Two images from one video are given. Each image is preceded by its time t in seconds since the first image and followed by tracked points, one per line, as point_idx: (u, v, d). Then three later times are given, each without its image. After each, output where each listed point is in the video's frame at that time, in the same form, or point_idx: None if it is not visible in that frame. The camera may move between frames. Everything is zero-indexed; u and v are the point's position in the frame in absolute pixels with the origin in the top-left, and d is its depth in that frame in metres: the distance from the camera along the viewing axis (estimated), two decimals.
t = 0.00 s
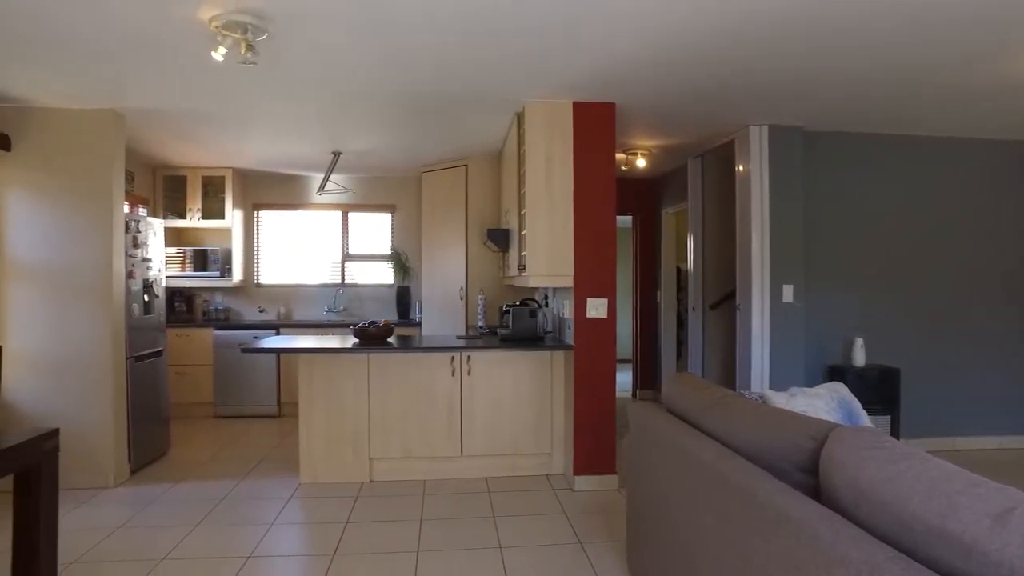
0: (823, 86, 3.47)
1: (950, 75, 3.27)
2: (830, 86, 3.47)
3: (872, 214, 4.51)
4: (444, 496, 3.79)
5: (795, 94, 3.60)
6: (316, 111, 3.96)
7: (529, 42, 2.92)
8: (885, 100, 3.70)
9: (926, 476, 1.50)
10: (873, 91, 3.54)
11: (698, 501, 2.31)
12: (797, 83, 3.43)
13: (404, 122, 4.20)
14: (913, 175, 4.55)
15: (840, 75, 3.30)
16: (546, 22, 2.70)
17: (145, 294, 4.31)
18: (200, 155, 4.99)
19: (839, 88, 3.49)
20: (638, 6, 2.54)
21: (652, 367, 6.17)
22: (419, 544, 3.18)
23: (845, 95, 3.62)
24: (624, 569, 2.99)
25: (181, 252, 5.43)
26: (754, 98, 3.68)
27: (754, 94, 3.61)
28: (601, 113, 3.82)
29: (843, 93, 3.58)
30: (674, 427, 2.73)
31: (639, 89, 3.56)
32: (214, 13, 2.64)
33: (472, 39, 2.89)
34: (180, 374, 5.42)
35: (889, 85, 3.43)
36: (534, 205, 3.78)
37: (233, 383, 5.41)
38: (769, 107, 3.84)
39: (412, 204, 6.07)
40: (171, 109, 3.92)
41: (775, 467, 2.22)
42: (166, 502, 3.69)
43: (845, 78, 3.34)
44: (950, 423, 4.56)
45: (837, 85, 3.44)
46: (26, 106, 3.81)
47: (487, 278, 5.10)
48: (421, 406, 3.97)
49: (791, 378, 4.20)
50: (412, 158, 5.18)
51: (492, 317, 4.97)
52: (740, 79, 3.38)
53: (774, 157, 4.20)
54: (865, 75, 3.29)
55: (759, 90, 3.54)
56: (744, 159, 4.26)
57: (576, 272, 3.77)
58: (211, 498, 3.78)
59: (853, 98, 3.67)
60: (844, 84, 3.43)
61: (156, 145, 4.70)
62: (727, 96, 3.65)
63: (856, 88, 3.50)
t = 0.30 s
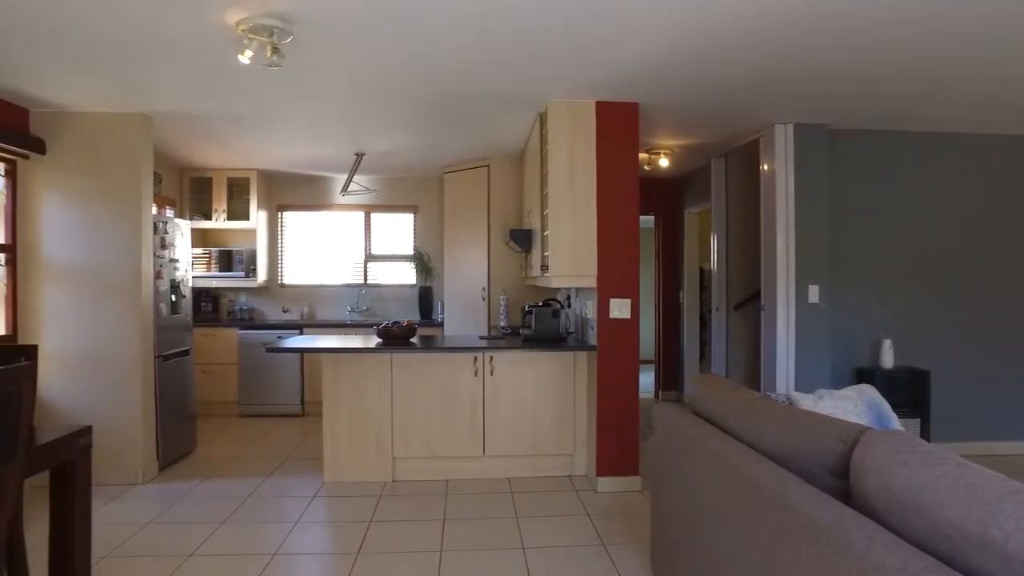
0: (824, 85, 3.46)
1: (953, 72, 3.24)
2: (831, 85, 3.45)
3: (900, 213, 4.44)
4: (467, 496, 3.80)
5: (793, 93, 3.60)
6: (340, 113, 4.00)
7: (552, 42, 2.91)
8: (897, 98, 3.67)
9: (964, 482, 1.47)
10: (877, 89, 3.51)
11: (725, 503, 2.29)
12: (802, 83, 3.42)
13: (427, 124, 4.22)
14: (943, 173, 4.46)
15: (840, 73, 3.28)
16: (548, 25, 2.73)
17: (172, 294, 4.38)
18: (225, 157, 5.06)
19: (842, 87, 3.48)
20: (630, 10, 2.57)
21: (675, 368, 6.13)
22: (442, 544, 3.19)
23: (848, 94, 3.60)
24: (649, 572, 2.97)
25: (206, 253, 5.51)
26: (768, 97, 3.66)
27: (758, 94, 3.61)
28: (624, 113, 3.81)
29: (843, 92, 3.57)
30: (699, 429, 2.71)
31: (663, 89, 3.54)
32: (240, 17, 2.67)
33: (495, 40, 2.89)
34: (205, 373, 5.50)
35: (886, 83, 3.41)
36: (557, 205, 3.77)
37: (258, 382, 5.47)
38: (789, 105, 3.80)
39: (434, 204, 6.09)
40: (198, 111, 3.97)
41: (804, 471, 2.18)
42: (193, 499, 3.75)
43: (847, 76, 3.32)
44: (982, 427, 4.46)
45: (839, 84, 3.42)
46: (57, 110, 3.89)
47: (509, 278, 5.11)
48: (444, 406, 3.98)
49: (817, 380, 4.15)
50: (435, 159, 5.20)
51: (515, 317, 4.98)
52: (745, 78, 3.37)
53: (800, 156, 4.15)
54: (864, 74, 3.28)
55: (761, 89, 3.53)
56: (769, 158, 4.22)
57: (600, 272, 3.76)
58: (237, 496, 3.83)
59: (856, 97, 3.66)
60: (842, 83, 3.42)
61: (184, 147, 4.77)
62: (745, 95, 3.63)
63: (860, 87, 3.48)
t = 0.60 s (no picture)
0: (832, 85, 3.44)
1: (965, 70, 3.20)
2: (839, 85, 3.43)
3: (930, 212, 4.36)
4: (490, 495, 3.81)
5: (802, 93, 3.58)
6: (364, 114, 4.02)
7: (576, 42, 2.91)
8: (927, 95, 3.60)
9: (1004, 488, 1.44)
10: (907, 86, 3.45)
11: (752, 506, 2.26)
12: (814, 83, 3.41)
13: (451, 124, 4.23)
14: (976, 171, 4.37)
15: (848, 73, 3.26)
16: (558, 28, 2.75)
17: (199, 294, 4.44)
18: (252, 158, 5.13)
19: (852, 87, 3.46)
20: (635, 12, 2.58)
21: (699, 368, 6.09)
22: (466, 544, 3.19)
23: (860, 94, 3.58)
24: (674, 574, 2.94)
25: (232, 253, 5.59)
26: (786, 96, 3.63)
27: (776, 93, 3.59)
28: (648, 113, 3.78)
29: (850, 92, 3.55)
30: (725, 430, 2.68)
31: (688, 88, 3.52)
32: (267, 20, 2.70)
33: (518, 40, 2.89)
34: (231, 371, 5.57)
35: (892, 82, 3.39)
36: (581, 204, 3.75)
37: (283, 382, 5.53)
38: (816, 103, 3.76)
39: (457, 205, 6.11)
40: (224, 114, 4.03)
41: (834, 474, 2.13)
42: (220, 496, 3.79)
43: (854, 76, 3.30)
44: (1017, 431, 4.36)
45: (849, 83, 3.40)
46: (88, 114, 3.97)
47: (532, 278, 5.10)
48: (468, 406, 3.99)
49: (845, 382, 4.08)
50: (458, 159, 5.22)
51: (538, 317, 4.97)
52: (757, 78, 3.36)
53: (827, 154, 4.09)
54: (879, 72, 3.24)
55: (782, 88, 3.50)
56: (796, 156, 4.17)
57: (624, 272, 3.74)
58: (263, 493, 3.87)
59: (866, 97, 3.63)
60: (847, 83, 3.40)
61: (211, 150, 4.84)
62: (771, 93, 3.59)
63: (871, 86, 3.46)
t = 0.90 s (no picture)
0: (838, 86, 3.45)
1: (975, 69, 3.18)
2: (845, 86, 3.45)
3: (966, 211, 4.26)
4: (516, 496, 3.81)
5: (811, 94, 3.60)
6: (391, 115, 4.05)
7: (603, 42, 2.89)
8: (963, 91, 3.52)
9: None
10: (942, 82, 3.38)
11: (781, 509, 2.23)
12: (824, 85, 3.43)
13: (477, 124, 4.24)
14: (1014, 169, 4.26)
15: (867, 71, 3.23)
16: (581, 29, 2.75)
17: (229, 294, 4.51)
18: (280, 160, 5.19)
19: (861, 88, 3.47)
20: (647, 16, 2.61)
21: (725, 369, 6.03)
22: (492, 544, 3.20)
23: (871, 94, 3.58)
24: None
25: (260, 254, 5.67)
26: (804, 96, 3.62)
27: (806, 90, 3.53)
28: (676, 112, 3.75)
29: (855, 93, 3.57)
30: (753, 431, 2.65)
31: (716, 86, 3.48)
32: (295, 23, 2.73)
33: (544, 40, 2.88)
34: (259, 370, 5.64)
35: (897, 83, 3.40)
36: (608, 204, 3.74)
37: (310, 380, 5.59)
38: (846, 101, 3.70)
39: (482, 205, 6.12)
40: (255, 117, 4.09)
41: (869, 478, 2.08)
42: (249, 493, 3.85)
43: (860, 76, 3.30)
44: None
45: (875, 81, 3.36)
46: (121, 117, 4.06)
47: (557, 279, 5.10)
48: (494, 406, 3.99)
49: (877, 384, 4.01)
50: (484, 160, 5.23)
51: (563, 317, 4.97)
52: (782, 77, 3.33)
53: (858, 152, 4.02)
54: (914, 69, 3.18)
55: (812, 85, 3.45)
56: (825, 154, 4.11)
57: (651, 273, 3.72)
58: (291, 491, 3.91)
59: (876, 98, 3.63)
60: (849, 84, 3.42)
61: (241, 152, 4.92)
62: (801, 91, 3.54)
63: (883, 87, 3.46)
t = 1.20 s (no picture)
0: (839, 86, 3.44)
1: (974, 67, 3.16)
2: (845, 86, 3.44)
3: (1001, 209, 4.16)
4: (540, 496, 3.81)
5: (831, 93, 3.56)
6: (416, 116, 4.08)
7: (628, 42, 2.88)
8: (997, 87, 3.44)
9: None
10: (975, 78, 3.31)
11: (811, 511, 2.20)
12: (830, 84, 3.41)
13: (501, 124, 4.25)
14: None
15: (897, 68, 3.18)
16: (607, 28, 2.74)
17: (256, 293, 4.58)
18: (307, 161, 5.26)
19: (864, 88, 3.46)
20: (663, 16, 2.60)
21: (751, 370, 5.98)
22: (517, 544, 3.20)
23: (873, 94, 3.58)
24: None
25: (286, 254, 5.74)
26: (832, 94, 3.57)
27: (835, 88, 3.49)
28: (702, 111, 3.72)
29: (854, 93, 3.57)
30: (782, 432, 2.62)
31: (743, 85, 3.45)
32: (323, 25, 2.76)
33: (569, 41, 2.88)
34: (286, 369, 5.72)
35: (895, 83, 3.39)
36: (633, 205, 3.73)
37: (335, 379, 5.65)
38: (876, 99, 3.64)
39: (506, 205, 6.14)
40: (282, 119, 4.14)
41: (903, 481, 2.04)
42: (277, 491, 3.90)
43: (859, 76, 3.30)
44: None
45: (907, 78, 3.30)
46: (154, 121, 4.14)
47: (581, 278, 5.09)
48: (518, 406, 4.00)
49: (908, 386, 3.94)
50: (509, 160, 5.24)
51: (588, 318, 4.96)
52: (810, 75, 3.29)
53: (888, 150, 3.95)
54: (947, 65, 3.12)
55: (841, 83, 3.40)
56: (855, 153, 4.05)
57: (677, 273, 3.69)
58: (318, 489, 3.95)
59: (877, 97, 3.63)
60: (848, 84, 3.41)
61: (268, 153, 4.98)
62: (829, 89, 3.49)
63: (884, 87, 3.45)
